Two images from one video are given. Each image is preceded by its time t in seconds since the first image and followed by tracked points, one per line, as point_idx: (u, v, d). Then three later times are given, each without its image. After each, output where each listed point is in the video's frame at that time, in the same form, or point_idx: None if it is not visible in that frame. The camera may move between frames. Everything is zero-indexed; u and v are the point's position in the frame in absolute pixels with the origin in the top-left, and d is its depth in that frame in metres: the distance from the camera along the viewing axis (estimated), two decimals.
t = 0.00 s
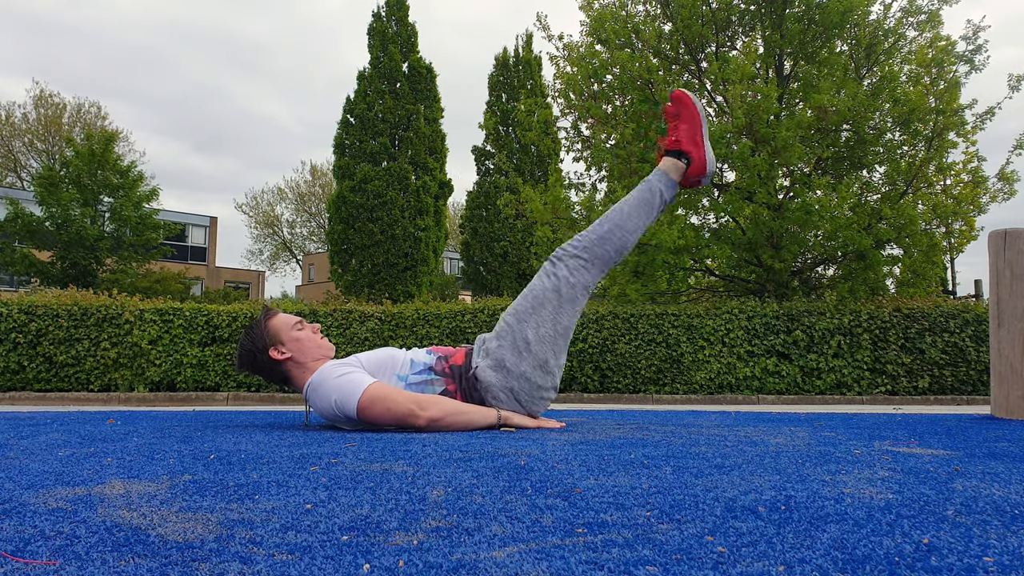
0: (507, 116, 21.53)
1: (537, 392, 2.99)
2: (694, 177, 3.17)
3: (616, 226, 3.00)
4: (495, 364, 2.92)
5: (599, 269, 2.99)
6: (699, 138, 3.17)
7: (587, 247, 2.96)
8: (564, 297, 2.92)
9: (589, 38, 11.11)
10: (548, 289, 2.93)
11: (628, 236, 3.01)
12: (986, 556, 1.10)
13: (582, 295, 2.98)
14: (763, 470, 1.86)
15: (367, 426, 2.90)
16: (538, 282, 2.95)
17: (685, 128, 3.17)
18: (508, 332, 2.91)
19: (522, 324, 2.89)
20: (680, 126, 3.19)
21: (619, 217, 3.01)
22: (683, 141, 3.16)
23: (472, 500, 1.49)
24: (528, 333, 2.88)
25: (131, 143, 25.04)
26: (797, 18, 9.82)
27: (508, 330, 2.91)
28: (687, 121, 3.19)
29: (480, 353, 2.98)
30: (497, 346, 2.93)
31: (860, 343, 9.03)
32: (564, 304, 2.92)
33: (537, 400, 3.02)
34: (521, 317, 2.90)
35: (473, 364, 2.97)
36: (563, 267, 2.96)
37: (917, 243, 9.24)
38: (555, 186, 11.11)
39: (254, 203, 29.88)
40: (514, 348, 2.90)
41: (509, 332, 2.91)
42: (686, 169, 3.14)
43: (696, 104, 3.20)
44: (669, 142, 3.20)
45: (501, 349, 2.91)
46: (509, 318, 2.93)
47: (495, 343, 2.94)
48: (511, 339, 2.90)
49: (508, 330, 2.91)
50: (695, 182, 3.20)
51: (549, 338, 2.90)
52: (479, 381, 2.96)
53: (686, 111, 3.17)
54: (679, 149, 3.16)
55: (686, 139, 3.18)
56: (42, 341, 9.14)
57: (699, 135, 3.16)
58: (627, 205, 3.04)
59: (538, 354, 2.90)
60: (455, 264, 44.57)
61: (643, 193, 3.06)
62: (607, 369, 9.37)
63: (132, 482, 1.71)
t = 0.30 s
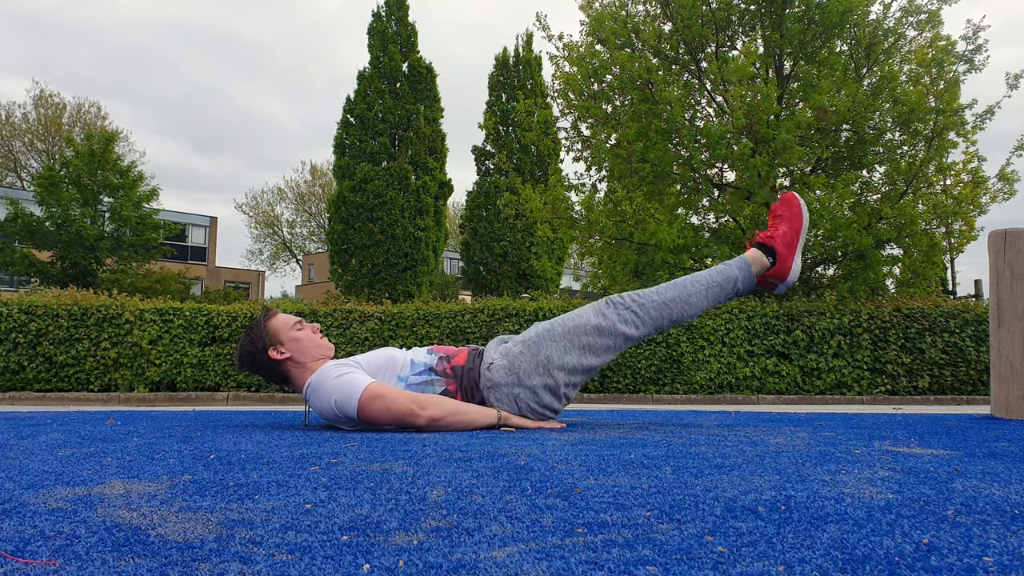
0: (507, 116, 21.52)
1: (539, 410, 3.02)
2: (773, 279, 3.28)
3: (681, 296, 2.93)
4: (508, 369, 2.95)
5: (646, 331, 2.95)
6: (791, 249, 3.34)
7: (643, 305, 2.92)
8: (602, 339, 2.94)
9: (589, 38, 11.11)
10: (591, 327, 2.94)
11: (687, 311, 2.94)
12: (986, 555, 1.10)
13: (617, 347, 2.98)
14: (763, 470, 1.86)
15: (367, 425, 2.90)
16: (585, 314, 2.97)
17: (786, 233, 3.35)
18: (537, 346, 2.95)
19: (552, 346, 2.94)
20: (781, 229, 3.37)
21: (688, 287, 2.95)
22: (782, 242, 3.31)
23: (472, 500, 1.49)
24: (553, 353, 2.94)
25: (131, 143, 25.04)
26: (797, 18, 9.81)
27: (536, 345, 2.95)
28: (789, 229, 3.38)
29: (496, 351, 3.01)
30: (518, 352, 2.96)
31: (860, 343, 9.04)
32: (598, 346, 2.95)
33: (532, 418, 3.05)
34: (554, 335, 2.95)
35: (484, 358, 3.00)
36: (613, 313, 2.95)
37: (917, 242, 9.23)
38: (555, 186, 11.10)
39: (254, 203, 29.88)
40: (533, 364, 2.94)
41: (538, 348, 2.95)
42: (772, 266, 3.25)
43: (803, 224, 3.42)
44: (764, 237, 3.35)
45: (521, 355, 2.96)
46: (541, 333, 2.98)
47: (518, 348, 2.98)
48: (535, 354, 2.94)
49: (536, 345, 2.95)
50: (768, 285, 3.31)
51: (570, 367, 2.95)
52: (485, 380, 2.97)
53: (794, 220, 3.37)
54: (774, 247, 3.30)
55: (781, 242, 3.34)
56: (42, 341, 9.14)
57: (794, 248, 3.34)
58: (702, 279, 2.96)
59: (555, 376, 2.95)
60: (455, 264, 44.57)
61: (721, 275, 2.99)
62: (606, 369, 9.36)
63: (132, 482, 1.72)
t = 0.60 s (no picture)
0: (507, 116, 21.52)
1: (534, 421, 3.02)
2: (792, 355, 2.93)
3: (702, 348, 2.78)
4: (513, 373, 2.95)
5: (658, 373, 2.85)
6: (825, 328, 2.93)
7: (662, 347, 2.82)
8: (613, 368, 2.89)
9: (589, 38, 11.11)
10: (604, 356, 2.89)
11: (705, 364, 2.79)
12: (986, 555, 1.10)
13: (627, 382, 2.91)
14: (763, 470, 1.86)
15: (367, 425, 2.90)
16: (605, 339, 2.92)
17: (822, 313, 2.94)
18: (548, 362, 2.94)
19: (563, 361, 2.93)
20: (818, 307, 2.96)
21: (709, 340, 2.80)
22: (815, 321, 2.90)
23: (472, 500, 1.49)
24: (562, 368, 2.93)
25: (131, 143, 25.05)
26: (797, 18, 9.81)
27: (548, 359, 2.94)
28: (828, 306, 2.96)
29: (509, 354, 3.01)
30: (529, 357, 2.97)
31: (860, 343, 9.04)
32: (608, 373, 2.89)
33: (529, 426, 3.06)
34: (568, 351, 2.94)
35: (490, 356, 3.01)
36: (629, 347, 2.88)
37: (917, 242, 9.23)
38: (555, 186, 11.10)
39: (254, 203, 29.89)
40: (540, 374, 2.94)
41: (549, 362, 2.94)
42: (794, 343, 2.88)
43: (845, 302, 2.99)
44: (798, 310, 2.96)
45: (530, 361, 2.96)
46: (557, 353, 2.95)
47: (530, 353, 2.99)
48: (544, 365, 2.94)
49: (548, 357, 2.95)
50: (787, 360, 2.96)
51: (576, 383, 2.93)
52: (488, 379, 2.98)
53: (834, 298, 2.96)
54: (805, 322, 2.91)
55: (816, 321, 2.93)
56: (41, 342, 9.14)
57: (829, 328, 2.93)
58: (730, 335, 2.79)
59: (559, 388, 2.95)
60: (455, 264, 44.58)
61: (751, 337, 2.81)
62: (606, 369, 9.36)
63: (132, 482, 1.71)
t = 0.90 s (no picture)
0: (507, 116, 21.51)
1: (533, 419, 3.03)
2: (788, 335, 3.05)
3: (700, 334, 2.83)
4: (513, 373, 2.95)
5: (657, 362, 2.88)
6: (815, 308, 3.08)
7: (659, 337, 2.85)
8: (612, 362, 2.89)
9: (589, 38, 11.10)
10: (602, 350, 2.90)
11: (703, 351, 2.84)
12: (986, 555, 1.10)
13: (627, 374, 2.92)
14: (763, 470, 1.86)
15: (367, 425, 2.90)
16: (602, 334, 2.93)
17: (814, 292, 3.10)
18: (546, 360, 2.94)
19: (562, 359, 2.93)
20: (810, 287, 3.11)
21: (706, 327, 2.85)
22: (809, 301, 3.06)
23: (472, 500, 1.49)
24: (562, 366, 2.93)
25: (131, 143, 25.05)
26: (797, 19, 9.79)
27: (546, 358, 2.94)
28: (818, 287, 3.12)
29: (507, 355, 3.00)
30: (527, 357, 2.97)
31: (860, 343, 9.04)
32: (607, 367, 2.90)
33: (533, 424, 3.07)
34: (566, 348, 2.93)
35: (489, 356, 3.02)
36: (627, 340, 2.89)
37: (917, 242, 9.23)
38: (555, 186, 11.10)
39: (255, 203, 29.88)
40: (539, 374, 2.94)
41: (547, 361, 2.94)
42: (790, 324, 3.01)
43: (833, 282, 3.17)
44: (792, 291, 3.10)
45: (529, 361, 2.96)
46: (553, 351, 2.95)
47: (528, 353, 2.98)
48: (543, 363, 2.94)
49: (546, 356, 2.95)
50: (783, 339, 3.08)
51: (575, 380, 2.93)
52: (489, 380, 2.98)
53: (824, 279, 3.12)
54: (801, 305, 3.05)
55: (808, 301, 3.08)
56: (42, 341, 9.14)
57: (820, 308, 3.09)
58: (725, 320, 2.84)
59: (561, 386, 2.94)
60: (455, 264, 44.59)
61: (745, 320, 2.87)
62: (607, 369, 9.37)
63: (132, 482, 1.72)
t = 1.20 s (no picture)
0: (507, 116, 21.52)
1: (540, 401, 2.98)
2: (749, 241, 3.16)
3: (664, 262, 2.85)
4: (503, 366, 2.93)
5: (633, 302, 2.88)
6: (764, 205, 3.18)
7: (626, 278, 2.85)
8: (591, 320, 2.86)
9: (589, 38, 11.10)
10: (577, 313, 2.86)
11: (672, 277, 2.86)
12: (986, 555, 1.10)
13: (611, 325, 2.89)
14: (763, 470, 1.86)
15: (367, 426, 2.90)
16: (572, 297, 2.89)
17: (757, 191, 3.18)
18: (527, 342, 2.90)
19: (544, 336, 2.87)
20: (752, 187, 3.19)
21: (666, 257, 2.86)
22: (755, 202, 3.14)
23: (472, 500, 1.49)
24: (546, 342, 2.87)
25: (131, 143, 25.03)
26: (797, 18, 9.79)
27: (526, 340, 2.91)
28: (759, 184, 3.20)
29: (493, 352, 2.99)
30: (511, 348, 2.95)
31: (860, 343, 9.04)
32: (590, 327, 2.86)
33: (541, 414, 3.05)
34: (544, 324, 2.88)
35: (482, 358, 3.01)
36: (596, 293, 2.87)
37: (917, 242, 9.23)
38: (555, 186, 11.09)
39: (254, 203, 29.88)
40: (528, 358, 2.90)
41: (528, 342, 2.90)
42: (747, 229, 3.11)
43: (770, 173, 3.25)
44: (736, 198, 3.19)
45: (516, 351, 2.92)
46: (530, 331, 2.91)
47: (511, 344, 2.96)
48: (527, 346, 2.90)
49: (527, 340, 2.91)
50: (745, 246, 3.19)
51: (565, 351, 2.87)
52: (485, 380, 2.97)
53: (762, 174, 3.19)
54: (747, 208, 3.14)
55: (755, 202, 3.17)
56: (42, 341, 9.14)
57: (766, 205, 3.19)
58: (683, 244, 2.88)
59: (555, 366, 2.89)
60: (455, 263, 44.57)
61: (701, 237, 2.91)
62: (607, 369, 9.37)
63: (132, 482, 1.71)
